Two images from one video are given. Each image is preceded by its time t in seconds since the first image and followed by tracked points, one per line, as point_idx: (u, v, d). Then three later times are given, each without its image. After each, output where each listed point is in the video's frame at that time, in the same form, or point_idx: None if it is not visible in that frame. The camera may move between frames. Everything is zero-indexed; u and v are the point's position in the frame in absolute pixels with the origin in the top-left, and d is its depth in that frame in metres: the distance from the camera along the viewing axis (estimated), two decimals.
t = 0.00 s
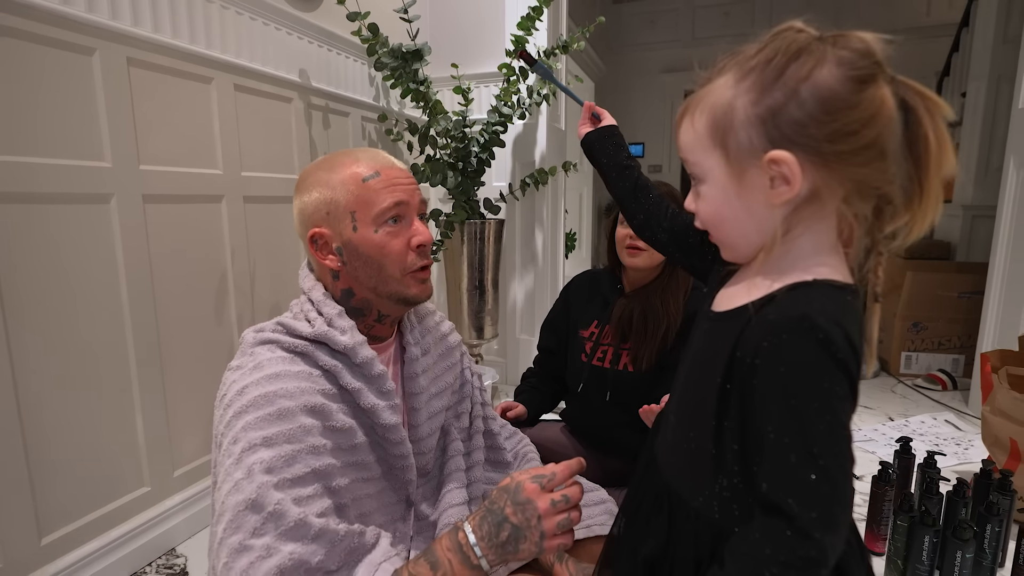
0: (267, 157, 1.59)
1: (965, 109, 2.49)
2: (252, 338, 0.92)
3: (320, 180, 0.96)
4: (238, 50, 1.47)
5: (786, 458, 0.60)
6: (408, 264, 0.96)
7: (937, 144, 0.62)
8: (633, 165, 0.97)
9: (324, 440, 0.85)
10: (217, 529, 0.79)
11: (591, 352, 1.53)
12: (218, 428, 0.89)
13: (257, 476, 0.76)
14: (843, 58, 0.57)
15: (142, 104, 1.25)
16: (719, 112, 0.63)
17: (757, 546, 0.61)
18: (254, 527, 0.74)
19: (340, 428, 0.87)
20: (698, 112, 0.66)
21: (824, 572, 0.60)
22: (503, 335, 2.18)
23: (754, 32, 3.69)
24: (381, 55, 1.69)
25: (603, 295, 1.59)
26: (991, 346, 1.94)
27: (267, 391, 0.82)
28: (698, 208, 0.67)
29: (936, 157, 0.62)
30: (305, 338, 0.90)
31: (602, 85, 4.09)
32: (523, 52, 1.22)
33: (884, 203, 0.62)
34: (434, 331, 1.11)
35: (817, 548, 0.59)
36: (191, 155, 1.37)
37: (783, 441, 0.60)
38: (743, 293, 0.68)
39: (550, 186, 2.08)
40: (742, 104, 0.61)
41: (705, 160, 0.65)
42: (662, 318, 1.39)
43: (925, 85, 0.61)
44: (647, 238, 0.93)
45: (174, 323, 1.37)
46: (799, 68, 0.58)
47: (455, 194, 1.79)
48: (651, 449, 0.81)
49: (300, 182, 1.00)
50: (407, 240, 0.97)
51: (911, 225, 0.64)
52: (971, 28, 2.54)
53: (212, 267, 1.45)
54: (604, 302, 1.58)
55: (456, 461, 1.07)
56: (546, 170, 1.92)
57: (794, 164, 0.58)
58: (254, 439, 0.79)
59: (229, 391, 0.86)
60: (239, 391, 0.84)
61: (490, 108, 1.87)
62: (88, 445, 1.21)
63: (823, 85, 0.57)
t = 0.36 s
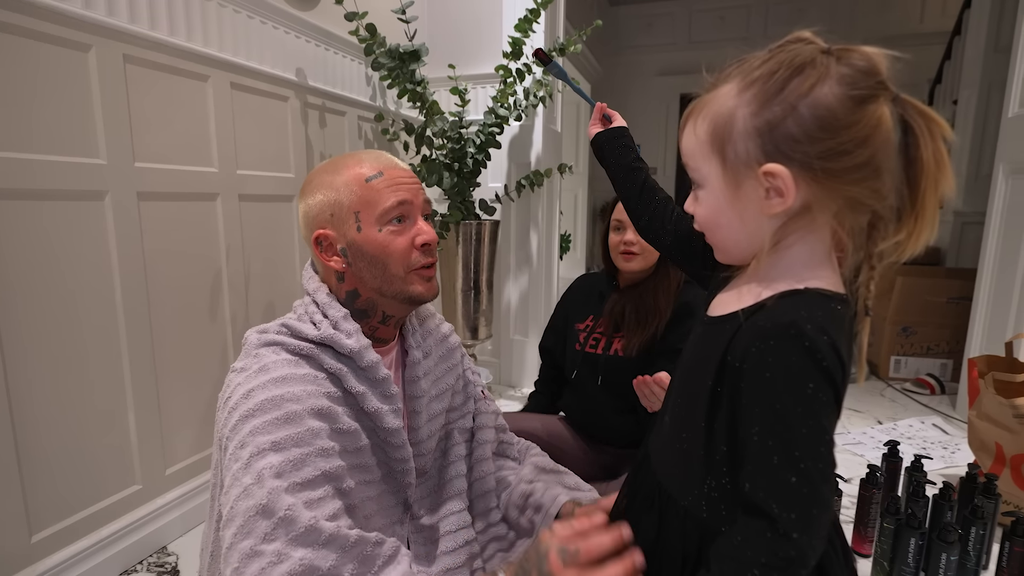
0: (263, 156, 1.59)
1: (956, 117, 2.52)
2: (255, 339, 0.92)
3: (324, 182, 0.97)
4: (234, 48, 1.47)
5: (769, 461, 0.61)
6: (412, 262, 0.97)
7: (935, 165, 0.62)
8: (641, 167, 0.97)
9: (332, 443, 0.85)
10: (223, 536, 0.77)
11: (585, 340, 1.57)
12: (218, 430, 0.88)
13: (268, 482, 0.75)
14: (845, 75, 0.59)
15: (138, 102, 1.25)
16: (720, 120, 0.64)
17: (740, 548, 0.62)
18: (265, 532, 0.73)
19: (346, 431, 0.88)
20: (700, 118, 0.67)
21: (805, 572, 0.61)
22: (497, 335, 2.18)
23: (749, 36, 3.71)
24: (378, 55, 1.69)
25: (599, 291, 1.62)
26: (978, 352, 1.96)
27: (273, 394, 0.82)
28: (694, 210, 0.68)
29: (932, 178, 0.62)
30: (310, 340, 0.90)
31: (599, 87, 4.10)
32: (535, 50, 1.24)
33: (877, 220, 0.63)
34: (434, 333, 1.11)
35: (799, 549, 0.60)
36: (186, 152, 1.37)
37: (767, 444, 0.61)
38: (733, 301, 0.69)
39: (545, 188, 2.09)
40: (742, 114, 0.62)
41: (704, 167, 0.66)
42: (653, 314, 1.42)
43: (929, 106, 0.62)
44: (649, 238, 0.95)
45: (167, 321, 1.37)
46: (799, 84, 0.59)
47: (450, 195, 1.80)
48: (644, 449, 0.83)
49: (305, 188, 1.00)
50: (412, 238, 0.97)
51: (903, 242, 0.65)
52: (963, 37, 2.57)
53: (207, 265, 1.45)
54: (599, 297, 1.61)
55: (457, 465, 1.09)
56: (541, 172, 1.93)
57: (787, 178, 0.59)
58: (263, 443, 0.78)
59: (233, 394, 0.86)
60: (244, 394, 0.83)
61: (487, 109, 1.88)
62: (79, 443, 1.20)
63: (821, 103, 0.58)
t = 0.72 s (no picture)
0: (248, 154, 1.58)
1: (937, 127, 2.56)
2: (242, 340, 0.91)
3: (316, 179, 0.96)
4: (220, 45, 1.46)
5: (743, 459, 0.62)
6: (406, 261, 0.97)
7: (916, 185, 0.62)
8: (630, 174, 0.98)
9: (325, 444, 0.85)
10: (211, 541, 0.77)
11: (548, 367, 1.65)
12: (204, 432, 0.87)
13: (258, 488, 0.75)
14: (834, 89, 0.59)
15: (119, 97, 1.24)
16: (711, 123, 0.65)
17: (717, 543, 0.64)
18: (255, 540, 0.73)
19: (338, 433, 0.89)
20: (692, 119, 0.68)
21: (778, 565, 0.62)
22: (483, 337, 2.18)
23: (737, 43, 3.74)
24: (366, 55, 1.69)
25: (563, 316, 1.68)
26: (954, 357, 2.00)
27: (262, 398, 0.82)
28: (680, 208, 0.70)
29: (911, 197, 0.62)
30: (298, 342, 0.90)
31: (588, 90, 4.12)
32: (533, 59, 1.34)
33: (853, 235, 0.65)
34: (426, 333, 1.11)
35: (775, 544, 0.62)
36: (169, 149, 1.36)
37: (741, 442, 0.62)
38: (711, 303, 0.71)
39: (532, 191, 2.10)
40: (732, 119, 0.63)
41: (692, 168, 0.67)
42: (606, 342, 1.52)
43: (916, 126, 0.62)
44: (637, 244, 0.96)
45: (148, 319, 1.35)
46: (790, 95, 0.60)
47: (438, 196, 1.81)
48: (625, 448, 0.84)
49: (297, 185, 1.00)
50: (405, 237, 0.97)
51: (881, 256, 0.66)
52: (944, 48, 2.61)
53: (190, 263, 1.44)
54: (562, 321, 1.67)
55: (459, 464, 1.11)
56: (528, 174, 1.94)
57: (769, 187, 0.60)
58: (251, 449, 0.78)
59: (219, 397, 0.85)
60: (231, 397, 0.82)
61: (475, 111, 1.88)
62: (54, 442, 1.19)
63: (809, 116, 0.59)
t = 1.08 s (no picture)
0: (229, 152, 1.56)
1: (910, 133, 2.63)
2: (228, 334, 0.91)
3: (302, 171, 0.96)
4: (200, 42, 1.44)
5: (706, 449, 0.65)
6: (393, 252, 0.96)
7: (893, 189, 0.64)
8: (607, 177, 0.99)
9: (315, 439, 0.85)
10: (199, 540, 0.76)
11: (506, 374, 1.60)
12: (189, 429, 0.87)
13: (249, 485, 0.75)
14: (816, 95, 0.61)
15: (95, 93, 1.22)
16: (696, 123, 0.66)
17: (679, 527, 0.66)
18: (246, 538, 0.73)
19: (327, 428, 0.88)
20: (678, 118, 0.68)
21: (734, 552, 0.65)
22: (465, 337, 2.18)
23: (718, 48, 3.79)
24: (348, 53, 1.68)
25: (517, 319, 1.62)
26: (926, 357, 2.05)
27: (249, 392, 0.81)
28: (664, 206, 0.71)
29: (887, 202, 0.64)
30: (286, 335, 0.90)
31: (571, 93, 4.14)
32: (501, 62, 1.27)
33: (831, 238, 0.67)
34: (414, 331, 1.11)
35: (726, 531, 0.64)
36: (147, 145, 1.34)
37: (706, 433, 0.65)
38: (689, 301, 0.73)
39: (516, 191, 2.11)
40: (717, 120, 0.64)
41: (676, 167, 0.68)
42: (564, 339, 1.48)
43: (894, 133, 0.64)
44: (617, 246, 0.96)
45: (124, 318, 1.33)
46: (773, 98, 0.61)
47: (421, 196, 1.80)
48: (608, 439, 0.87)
49: (283, 178, 1.00)
50: (393, 227, 0.97)
51: (857, 259, 0.68)
52: (917, 57, 2.68)
53: (168, 261, 1.42)
54: (517, 325, 1.62)
55: (439, 466, 1.11)
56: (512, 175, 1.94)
57: (751, 187, 0.62)
58: (240, 445, 0.77)
59: (205, 393, 0.84)
60: (217, 394, 0.82)
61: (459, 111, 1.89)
62: (26, 444, 1.16)
63: (791, 120, 0.61)
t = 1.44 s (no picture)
0: (221, 148, 1.54)
1: (897, 133, 2.66)
2: (222, 335, 0.90)
3: (297, 167, 0.95)
4: (192, 37, 1.43)
5: (700, 440, 0.66)
6: (392, 250, 0.96)
7: (893, 205, 0.64)
8: (599, 179, 0.98)
9: (311, 441, 0.84)
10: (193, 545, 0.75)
11: (512, 373, 1.57)
12: (184, 430, 0.86)
13: (244, 490, 0.74)
14: (826, 98, 0.61)
15: (86, 88, 1.20)
16: (706, 115, 0.67)
17: (670, 515, 0.67)
18: (240, 544, 0.72)
19: (323, 430, 0.87)
20: (691, 107, 0.70)
21: (724, 540, 0.65)
22: (459, 336, 2.18)
23: (708, 48, 3.82)
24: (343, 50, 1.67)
25: (526, 315, 1.59)
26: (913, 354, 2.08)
27: (245, 395, 0.80)
28: (665, 191, 0.72)
29: (885, 216, 0.64)
30: (282, 336, 0.89)
31: (563, 92, 4.14)
32: (493, 70, 1.30)
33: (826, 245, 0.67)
34: (410, 327, 1.11)
35: (717, 521, 0.65)
36: (139, 142, 1.33)
37: (700, 425, 0.66)
38: (687, 295, 0.73)
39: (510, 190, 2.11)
40: (727, 113, 0.65)
41: (682, 155, 0.70)
42: (576, 337, 1.42)
43: (902, 148, 0.64)
44: (613, 248, 0.96)
45: (114, 317, 1.31)
46: (784, 97, 0.62)
47: (415, 194, 1.80)
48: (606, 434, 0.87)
49: (277, 175, 0.99)
50: (392, 223, 0.97)
51: (852, 268, 0.67)
52: (903, 58, 2.72)
53: (159, 259, 1.41)
54: (526, 321, 1.59)
55: (436, 464, 1.11)
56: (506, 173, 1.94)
57: (750, 183, 0.63)
58: (235, 448, 0.76)
59: (199, 394, 0.83)
60: (212, 395, 0.81)
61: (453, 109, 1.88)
62: (15, 445, 1.14)
63: (799, 120, 0.61)
